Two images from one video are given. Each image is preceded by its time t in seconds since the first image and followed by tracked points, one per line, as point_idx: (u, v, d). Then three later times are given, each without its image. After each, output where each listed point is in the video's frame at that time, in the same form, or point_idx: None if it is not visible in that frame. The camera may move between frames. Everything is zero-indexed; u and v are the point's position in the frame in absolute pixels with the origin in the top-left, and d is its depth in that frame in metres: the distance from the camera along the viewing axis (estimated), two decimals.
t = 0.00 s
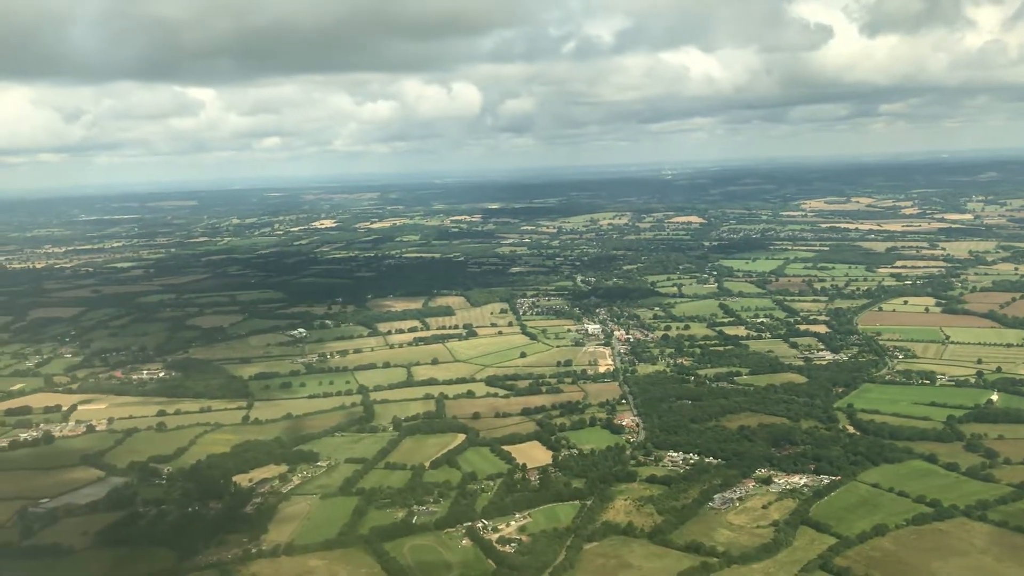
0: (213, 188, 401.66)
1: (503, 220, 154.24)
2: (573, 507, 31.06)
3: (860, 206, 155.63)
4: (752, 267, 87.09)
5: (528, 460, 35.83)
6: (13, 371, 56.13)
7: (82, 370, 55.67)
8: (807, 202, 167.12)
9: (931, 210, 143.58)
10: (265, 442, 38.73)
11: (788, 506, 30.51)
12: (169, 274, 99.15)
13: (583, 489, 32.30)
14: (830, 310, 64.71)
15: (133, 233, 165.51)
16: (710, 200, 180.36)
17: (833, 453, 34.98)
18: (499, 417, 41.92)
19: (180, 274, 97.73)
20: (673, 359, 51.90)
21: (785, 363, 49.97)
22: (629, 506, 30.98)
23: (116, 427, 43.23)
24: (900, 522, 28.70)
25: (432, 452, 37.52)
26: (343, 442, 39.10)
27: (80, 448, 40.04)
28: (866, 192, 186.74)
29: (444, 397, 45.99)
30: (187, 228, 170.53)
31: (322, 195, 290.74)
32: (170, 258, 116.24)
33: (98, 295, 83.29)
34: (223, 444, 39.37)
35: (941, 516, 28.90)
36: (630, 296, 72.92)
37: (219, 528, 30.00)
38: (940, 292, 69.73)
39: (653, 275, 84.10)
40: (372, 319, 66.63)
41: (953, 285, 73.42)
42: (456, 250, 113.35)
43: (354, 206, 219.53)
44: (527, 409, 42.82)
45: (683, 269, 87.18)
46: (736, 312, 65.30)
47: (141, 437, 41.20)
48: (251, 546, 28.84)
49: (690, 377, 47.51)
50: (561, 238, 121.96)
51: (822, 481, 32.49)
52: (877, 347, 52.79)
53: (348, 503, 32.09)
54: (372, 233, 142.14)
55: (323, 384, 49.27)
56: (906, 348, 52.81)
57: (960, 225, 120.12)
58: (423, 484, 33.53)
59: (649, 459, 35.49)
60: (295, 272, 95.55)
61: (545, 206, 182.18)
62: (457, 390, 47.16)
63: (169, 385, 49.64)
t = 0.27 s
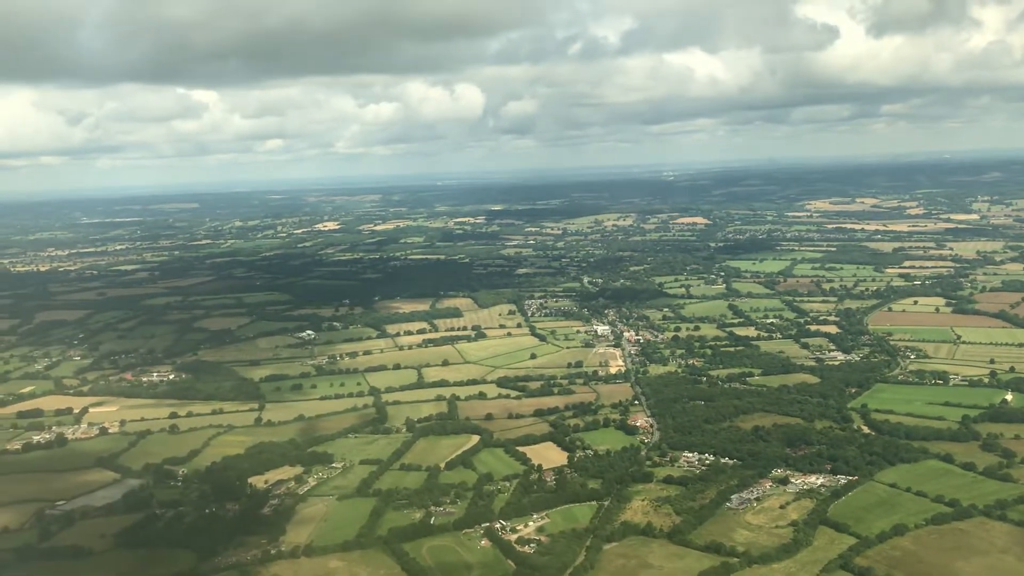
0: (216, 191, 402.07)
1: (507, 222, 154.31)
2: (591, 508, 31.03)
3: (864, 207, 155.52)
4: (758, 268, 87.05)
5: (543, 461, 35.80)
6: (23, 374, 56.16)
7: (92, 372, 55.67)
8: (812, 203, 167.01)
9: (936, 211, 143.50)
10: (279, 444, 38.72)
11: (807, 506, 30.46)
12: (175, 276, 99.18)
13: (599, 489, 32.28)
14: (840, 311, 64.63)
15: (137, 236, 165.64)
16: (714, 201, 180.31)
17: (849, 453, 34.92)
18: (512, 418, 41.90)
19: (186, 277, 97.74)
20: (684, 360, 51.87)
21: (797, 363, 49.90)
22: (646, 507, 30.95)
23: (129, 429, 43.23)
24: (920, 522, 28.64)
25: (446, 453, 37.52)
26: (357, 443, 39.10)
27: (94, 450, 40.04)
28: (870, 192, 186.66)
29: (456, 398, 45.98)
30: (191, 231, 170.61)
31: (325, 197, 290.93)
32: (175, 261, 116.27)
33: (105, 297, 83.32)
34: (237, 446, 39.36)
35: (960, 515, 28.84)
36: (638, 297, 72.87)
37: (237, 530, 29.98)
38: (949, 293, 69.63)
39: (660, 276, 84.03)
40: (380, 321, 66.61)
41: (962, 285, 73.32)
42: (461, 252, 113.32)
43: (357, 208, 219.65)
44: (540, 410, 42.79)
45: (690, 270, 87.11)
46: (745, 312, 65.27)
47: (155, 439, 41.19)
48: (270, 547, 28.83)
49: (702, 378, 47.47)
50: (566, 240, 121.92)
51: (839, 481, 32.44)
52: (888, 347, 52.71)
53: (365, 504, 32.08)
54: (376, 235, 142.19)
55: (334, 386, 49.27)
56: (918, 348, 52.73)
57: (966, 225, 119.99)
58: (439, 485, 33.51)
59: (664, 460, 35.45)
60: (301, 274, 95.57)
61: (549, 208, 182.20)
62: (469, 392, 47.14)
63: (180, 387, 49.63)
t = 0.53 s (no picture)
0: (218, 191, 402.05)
1: (510, 221, 154.18)
2: (605, 507, 30.91)
3: (867, 206, 155.22)
4: (764, 267, 86.87)
5: (555, 460, 35.68)
6: (30, 374, 56.09)
7: (99, 373, 55.57)
8: (815, 201, 166.78)
9: (940, 209, 143.28)
10: (289, 443, 38.62)
11: (821, 504, 30.35)
12: (179, 276, 99.11)
13: (613, 488, 32.15)
14: (847, 309, 64.46)
15: (139, 236, 165.58)
16: (717, 200, 180.00)
17: (862, 451, 34.79)
18: (522, 417, 41.78)
19: (191, 277, 97.65)
20: (692, 359, 51.74)
21: (806, 362, 49.76)
22: (661, 506, 30.82)
23: (138, 429, 43.13)
24: (936, 521, 28.50)
25: (457, 453, 37.42)
26: (367, 443, 39.01)
27: (103, 450, 39.94)
28: (873, 191, 186.40)
29: (465, 397, 45.88)
30: (193, 231, 170.57)
31: (327, 197, 290.90)
32: (179, 261, 116.18)
33: (109, 297, 83.22)
34: (247, 445, 39.26)
35: (977, 514, 28.70)
36: (644, 296, 72.74)
37: (250, 530, 29.88)
38: (956, 291, 69.46)
39: (666, 276, 83.88)
40: (386, 321, 66.49)
41: (969, 283, 73.14)
42: (465, 252, 113.18)
43: (359, 208, 219.56)
44: (550, 409, 42.67)
45: (695, 269, 86.94)
46: (752, 311, 65.12)
47: (164, 439, 41.09)
48: (284, 547, 28.69)
49: (712, 377, 47.34)
50: (569, 239, 121.75)
51: (853, 480, 32.33)
52: (897, 346, 52.55)
53: (378, 504, 31.96)
54: (379, 235, 142.04)
55: (342, 385, 49.19)
56: (927, 347, 52.57)
57: (970, 224, 119.81)
58: (452, 485, 33.41)
59: (677, 459, 35.33)
60: (306, 274, 95.46)
61: (551, 207, 182.02)
62: (478, 391, 47.02)
63: (188, 387, 49.52)
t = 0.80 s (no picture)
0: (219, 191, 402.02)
1: (512, 220, 154.08)
2: (622, 504, 30.87)
3: (870, 203, 155.13)
4: (770, 264, 86.74)
5: (570, 458, 35.63)
6: (39, 374, 56.02)
7: (108, 372, 55.50)
8: (817, 199, 166.63)
9: (943, 206, 143.22)
10: (302, 441, 38.57)
11: (839, 501, 30.31)
12: (184, 276, 98.97)
13: (630, 486, 32.10)
14: (855, 306, 64.42)
15: (142, 236, 165.41)
16: (720, 198, 179.87)
17: (877, 447, 34.74)
18: (535, 415, 41.73)
19: (195, 276, 97.56)
20: (703, 356, 51.68)
21: (817, 359, 49.72)
22: (678, 503, 30.77)
23: (149, 428, 43.07)
24: (955, 516, 28.43)
25: (471, 451, 37.37)
26: (380, 441, 38.98)
27: (115, 449, 39.86)
28: (875, 188, 186.24)
29: (476, 395, 45.82)
30: (195, 231, 170.38)
31: (328, 197, 290.64)
32: (182, 261, 115.99)
33: (114, 297, 83.13)
34: (260, 444, 39.21)
35: (996, 510, 28.62)
36: (651, 293, 72.66)
37: (267, 528, 29.84)
38: (963, 287, 69.40)
39: (672, 273, 83.80)
40: (394, 320, 66.44)
41: (976, 280, 73.07)
42: (469, 250, 113.11)
43: (361, 207, 219.38)
44: (563, 406, 42.63)
45: (701, 267, 86.85)
46: (760, 308, 65.03)
47: (176, 438, 41.05)
48: (301, 546, 28.66)
49: (723, 374, 47.29)
50: (573, 237, 121.65)
51: (870, 476, 32.28)
52: (907, 342, 52.50)
53: (394, 502, 31.93)
54: (382, 234, 141.89)
55: (352, 384, 49.14)
56: (937, 343, 52.52)
57: (974, 220, 119.69)
58: (467, 482, 33.36)
59: (692, 455, 35.29)
60: (311, 273, 95.36)
61: (553, 206, 181.85)
62: (489, 389, 46.98)
63: (198, 386, 49.47)
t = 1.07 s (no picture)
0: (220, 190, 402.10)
1: (515, 218, 154.12)
2: (637, 501, 30.87)
3: (873, 200, 154.99)
4: (775, 261, 86.66)
5: (583, 455, 35.63)
6: (47, 374, 56.07)
7: (116, 371, 55.52)
8: (820, 196, 166.50)
9: (946, 202, 143.10)
10: (314, 440, 38.57)
11: (854, 497, 30.31)
12: (188, 275, 99.00)
13: (644, 483, 32.10)
14: (862, 303, 64.38)
15: (144, 235, 165.42)
16: (722, 195, 179.73)
17: (891, 444, 34.74)
18: (546, 413, 41.73)
19: (200, 275, 97.58)
20: (711, 353, 51.66)
21: (826, 356, 49.70)
22: (693, 500, 30.77)
23: (160, 427, 43.09)
24: (972, 512, 28.41)
25: (483, 448, 37.38)
26: (392, 439, 38.98)
27: (127, 448, 39.86)
28: (878, 185, 186.08)
29: (486, 393, 45.82)
30: (197, 230, 170.42)
31: (329, 195, 290.50)
32: (186, 260, 116.01)
33: (120, 296, 83.17)
34: (272, 442, 39.23)
35: (1013, 505, 28.59)
36: (657, 291, 72.63)
37: (283, 527, 29.84)
38: (970, 284, 69.35)
39: (677, 271, 83.75)
40: (400, 318, 66.45)
41: (982, 276, 73.01)
42: (472, 249, 113.10)
43: (363, 206, 219.30)
44: (573, 404, 42.63)
45: (706, 264, 86.79)
46: (767, 305, 64.98)
47: (187, 436, 41.06)
48: (318, 544, 28.67)
49: (733, 371, 47.29)
50: (577, 235, 121.60)
51: (884, 472, 32.27)
52: (915, 339, 52.45)
53: (409, 500, 31.93)
54: (385, 232, 141.83)
55: (362, 382, 49.14)
56: (945, 339, 52.48)
57: (978, 217, 119.55)
58: (481, 480, 33.36)
59: (705, 452, 35.29)
60: (315, 272, 95.31)
61: (556, 204, 181.73)
62: (499, 387, 46.97)
63: (207, 385, 49.50)
